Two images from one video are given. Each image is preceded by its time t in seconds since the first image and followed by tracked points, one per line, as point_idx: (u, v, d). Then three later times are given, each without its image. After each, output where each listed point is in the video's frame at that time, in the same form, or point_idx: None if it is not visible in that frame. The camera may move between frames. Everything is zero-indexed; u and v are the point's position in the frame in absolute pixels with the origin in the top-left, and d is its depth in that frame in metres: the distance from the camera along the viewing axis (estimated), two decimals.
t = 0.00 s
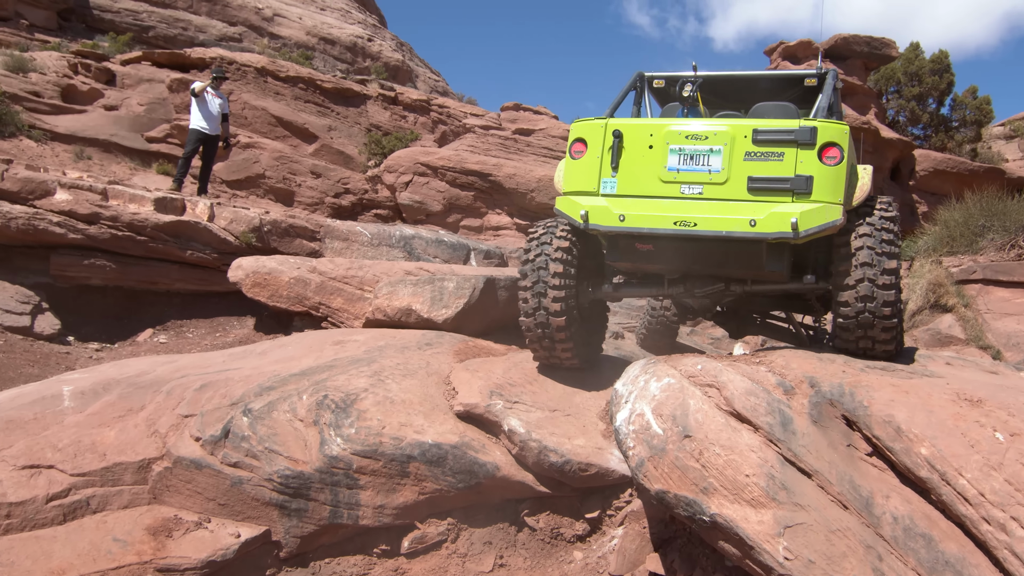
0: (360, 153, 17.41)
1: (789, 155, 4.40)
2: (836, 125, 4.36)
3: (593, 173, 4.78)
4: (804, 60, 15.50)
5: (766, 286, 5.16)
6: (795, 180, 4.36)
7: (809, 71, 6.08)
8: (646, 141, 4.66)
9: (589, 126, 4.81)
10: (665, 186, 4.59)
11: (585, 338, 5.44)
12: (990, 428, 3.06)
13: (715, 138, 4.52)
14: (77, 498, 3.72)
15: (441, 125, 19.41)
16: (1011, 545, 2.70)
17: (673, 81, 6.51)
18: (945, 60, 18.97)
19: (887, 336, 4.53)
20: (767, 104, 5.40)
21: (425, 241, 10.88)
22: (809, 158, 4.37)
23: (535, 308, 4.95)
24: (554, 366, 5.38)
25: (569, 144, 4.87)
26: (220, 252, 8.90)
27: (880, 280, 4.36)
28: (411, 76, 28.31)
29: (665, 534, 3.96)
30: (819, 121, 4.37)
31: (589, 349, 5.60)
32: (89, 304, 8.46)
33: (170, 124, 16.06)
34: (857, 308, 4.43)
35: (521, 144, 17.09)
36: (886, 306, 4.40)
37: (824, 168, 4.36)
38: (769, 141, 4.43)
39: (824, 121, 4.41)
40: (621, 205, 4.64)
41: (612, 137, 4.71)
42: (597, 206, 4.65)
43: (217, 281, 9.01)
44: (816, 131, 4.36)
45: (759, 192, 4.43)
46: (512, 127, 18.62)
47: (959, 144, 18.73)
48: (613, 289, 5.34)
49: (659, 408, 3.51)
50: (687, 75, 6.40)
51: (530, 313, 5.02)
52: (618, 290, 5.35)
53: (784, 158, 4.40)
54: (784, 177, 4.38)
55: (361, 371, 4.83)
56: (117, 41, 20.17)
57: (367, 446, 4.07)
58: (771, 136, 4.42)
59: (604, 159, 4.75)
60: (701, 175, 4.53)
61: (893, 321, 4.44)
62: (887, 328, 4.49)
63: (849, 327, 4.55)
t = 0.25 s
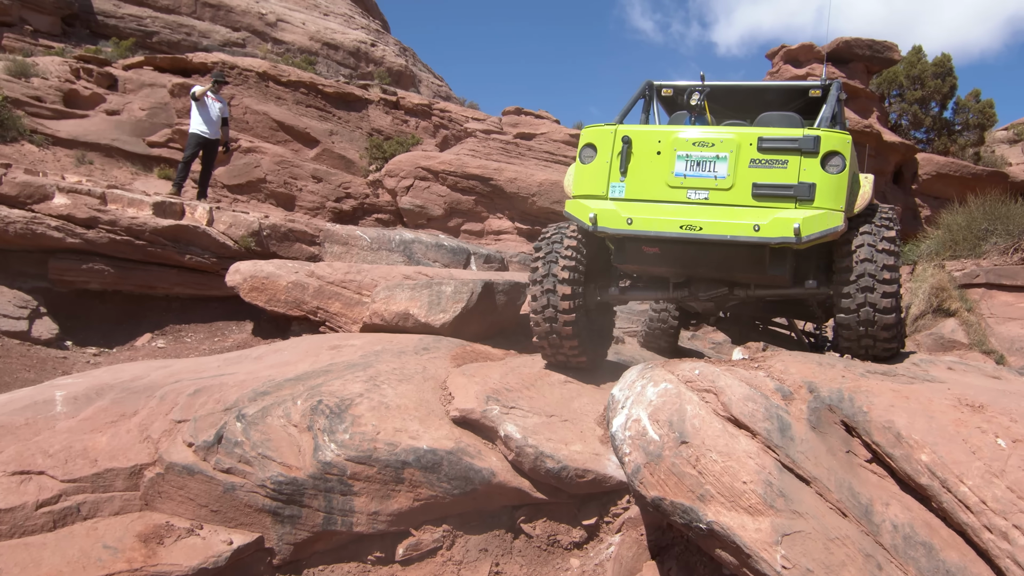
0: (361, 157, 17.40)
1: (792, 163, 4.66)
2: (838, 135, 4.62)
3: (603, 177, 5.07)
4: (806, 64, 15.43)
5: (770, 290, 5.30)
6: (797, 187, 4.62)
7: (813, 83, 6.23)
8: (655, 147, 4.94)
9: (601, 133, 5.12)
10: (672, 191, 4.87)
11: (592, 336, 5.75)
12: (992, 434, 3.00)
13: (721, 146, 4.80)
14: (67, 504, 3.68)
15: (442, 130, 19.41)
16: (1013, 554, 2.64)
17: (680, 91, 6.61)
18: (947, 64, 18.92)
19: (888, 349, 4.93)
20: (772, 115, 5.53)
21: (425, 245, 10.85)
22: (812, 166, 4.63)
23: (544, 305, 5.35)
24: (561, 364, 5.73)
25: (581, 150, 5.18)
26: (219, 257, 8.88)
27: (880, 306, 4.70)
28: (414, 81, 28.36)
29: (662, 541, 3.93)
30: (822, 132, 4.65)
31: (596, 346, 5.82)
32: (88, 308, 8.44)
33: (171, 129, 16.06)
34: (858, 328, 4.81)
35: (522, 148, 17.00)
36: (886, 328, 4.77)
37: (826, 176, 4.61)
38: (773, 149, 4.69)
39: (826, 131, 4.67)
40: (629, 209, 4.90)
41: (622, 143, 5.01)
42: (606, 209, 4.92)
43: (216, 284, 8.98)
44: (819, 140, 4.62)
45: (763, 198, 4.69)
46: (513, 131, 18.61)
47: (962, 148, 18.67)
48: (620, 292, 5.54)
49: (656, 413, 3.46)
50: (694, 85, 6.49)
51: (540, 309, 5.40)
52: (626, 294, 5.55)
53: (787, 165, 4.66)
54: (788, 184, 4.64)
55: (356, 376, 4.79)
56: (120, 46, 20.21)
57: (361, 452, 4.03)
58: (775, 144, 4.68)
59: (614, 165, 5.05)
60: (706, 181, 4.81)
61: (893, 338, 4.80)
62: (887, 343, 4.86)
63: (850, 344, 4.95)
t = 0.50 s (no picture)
0: (361, 161, 17.37)
1: (792, 169, 4.63)
2: (837, 142, 4.59)
3: (604, 184, 5.01)
4: (807, 66, 15.35)
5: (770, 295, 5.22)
6: (797, 194, 4.58)
7: (812, 90, 6.21)
8: (656, 154, 4.89)
9: (602, 140, 5.07)
10: (674, 197, 4.82)
11: (596, 337, 5.76)
12: (992, 440, 2.94)
13: (722, 153, 4.74)
14: (53, 510, 3.63)
15: (443, 134, 19.39)
16: (1013, 564, 2.58)
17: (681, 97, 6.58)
18: (949, 66, 18.85)
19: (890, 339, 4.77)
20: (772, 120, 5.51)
21: (423, 248, 10.73)
22: (811, 172, 4.59)
23: (550, 321, 5.38)
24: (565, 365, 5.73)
25: (583, 157, 5.12)
26: (216, 260, 8.82)
27: (879, 277, 4.67)
28: (417, 86, 28.39)
29: (658, 549, 3.88)
30: (821, 138, 4.61)
31: (599, 347, 5.78)
32: (85, 312, 8.41)
33: (172, 132, 16.04)
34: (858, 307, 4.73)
35: (523, 151, 16.92)
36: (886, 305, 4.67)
37: (825, 182, 4.57)
38: (773, 155, 4.64)
39: (825, 138, 4.63)
40: (630, 215, 4.87)
41: (623, 150, 4.96)
42: (608, 216, 4.88)
43: (213, 288, 8.90)
44: (818, 146, 4.59)
45: (763, 204, 4.64)
46: (513, 134, 18.57)
47: (964, 151, 18.62)
48: (623, 294, 5.49)
49: (650, 419, 3.40)
50: (695, 92, 6.46)
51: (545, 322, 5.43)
52: (627, 296, 5.48)
53: (787, 172, 4.62)
54: (788, 191, 4.60)
55: (349, 381, 4.74)
56: (121, 50, 20.22)
57: (352, 458, 3.97)
58: (775, 151, 4.63)
59: (615, 171, 4.99)
60: (707, 188, 4.75)
61: (893, 320, 4.68)
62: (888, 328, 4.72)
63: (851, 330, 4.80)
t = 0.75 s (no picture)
0: (362, 162, 17.35)
1: (789, 171, 4.56)
2: (834, 144, 4.52)
3: (603, 187, 4.96)
4: (808, 65, 15.26)
5: (770, 297, 5.15)
6: (794, 196, 4.51)
7: (811, 90, 6.14)
8: (653, 157, 4.83)
9: (600, 143, 5.02)
10: (672, 201, 4.77)
11: (595, 337, 5.70)
12: (991, 443, 2.87)
13: (719, 155, 4.69)
14: (37, 514, 3.59)
15: (444, 134, 19.35)
16: (1013, 570, 2.51)
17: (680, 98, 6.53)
18: (952, 66, 18.76)
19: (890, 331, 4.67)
20: (770, 120, 5.46)
21: (421, 249, 10.65)
22: (808, 174, 4.52)
23: (549, 319, 5.34)
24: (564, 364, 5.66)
25: (581, 159, 5.08)
26: (213, 261, 8.79)
27: (878, 263, 4.68)
28: (419, 87, 28.41)
29: (652, 553, 3.82)
30: (818, 140, 4.54)
31: (597, 346, 5.71)
32: (80, 313, 8.37)
33: (172, 133, 16.01)
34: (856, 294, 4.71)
35: (523, 152, 16.84)
36: (886, 290, 4.63)
37: (823, 184, 4.51)
38: (770, 158, 4.58)
39: (822, 139, 4.56)
40: (628, 218, 4.81)
41: (621, 153, 4.91)
42: (606, 219, 4.83)
43: (209, 289, 8.88)
44: (815, 148, 4.53)
45: (760, 207, 4.58)
46: (514, 134, 18.51)
47: (967, 151, 18.52)
48: (621, 296, 5.42)
49: (641, 420, 3.34)
50: (694, 92, 6.41)
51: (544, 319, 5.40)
52: (626, 298, 5.41)
53: (785, 174, 4.56)
54: (785, 193, 4.53)
55: (341, 382, 4.68)
56: (123, 52, 20.22)
57: (341, 460, 3.91)
58: (772, 153, 4.57)
59: (613, 174, 4.94)
60: (705, 191, 4.70)
61: (892, 308, 4.62)
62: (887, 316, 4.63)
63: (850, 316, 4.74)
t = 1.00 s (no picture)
0: (362, 162, 17.32)
1: (789, 175, 4.52)
2: (835, 147, 4.48)
3: (602, 189, 4.91)
4: (809, 65, 15.17)
5: (769, 300, 5.11)
6: (794, 200, 4.47)
7: (813, 91, 6.07)
8: (652, 159, 4.79)
9: (599, 144, 4.98)
10: (671, 203, 4.72)
11: (592, 339, 5.64)
12: (988, 448, 2.81)
13: (720, 158, 4.64)
14: (20, 518, 3.57)
15: (444, 134, 19.32)
16: None
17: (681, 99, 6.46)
18: (954, 65, 18.67)
19: (887, 329, 4.60)
20: (772, 121, 5.41)
21: (418, 249, 10.59)
22: (809, 178, 4.48)
23: (545, 314, 5.25)
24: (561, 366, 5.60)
25: (580, 161, 5.04)
26: (209, 262, 8.71)
27: (877, 260, 4.67)
28: (422, 88, 28.39)
29: (643, 559, 3.80)
30: (819, 144, 4.51)
31: (594, 349, 5.63)
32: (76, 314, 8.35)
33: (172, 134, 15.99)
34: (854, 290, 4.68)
35: (523, 152, 16.78)
36: (884, 287, 4.60)
37: (823, 189, 4.47)
38: (771, 161, 4.54)
39: (823, 143, 4.52)
40: (627, 220, 4.76)
41: (620, 154, 4.86)
42: (604, 220, 4.77)
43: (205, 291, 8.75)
44: (816, 152, 4.49)
45: (761, 211, 4.54)
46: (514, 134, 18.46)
47: (970, 151, 18.43)
48: (620, 298, 5.35)
49: (632, 424, 3.28)
50: (695, 93, 6.34)
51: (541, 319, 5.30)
52: (624, 300, 5.35)
53: (785, 178, 4.52)
54: (785, 197, 4.49)
55: (331, 384, 4.63)
56: (124, 52, 20.19)
57: (329, 464, 3.86)
58: (773, 157, 4.53)
59: (613, 176, 4.89)
60: (705, 194, 4.66)
61: (891, 306, 4.58)
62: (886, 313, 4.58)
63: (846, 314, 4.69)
